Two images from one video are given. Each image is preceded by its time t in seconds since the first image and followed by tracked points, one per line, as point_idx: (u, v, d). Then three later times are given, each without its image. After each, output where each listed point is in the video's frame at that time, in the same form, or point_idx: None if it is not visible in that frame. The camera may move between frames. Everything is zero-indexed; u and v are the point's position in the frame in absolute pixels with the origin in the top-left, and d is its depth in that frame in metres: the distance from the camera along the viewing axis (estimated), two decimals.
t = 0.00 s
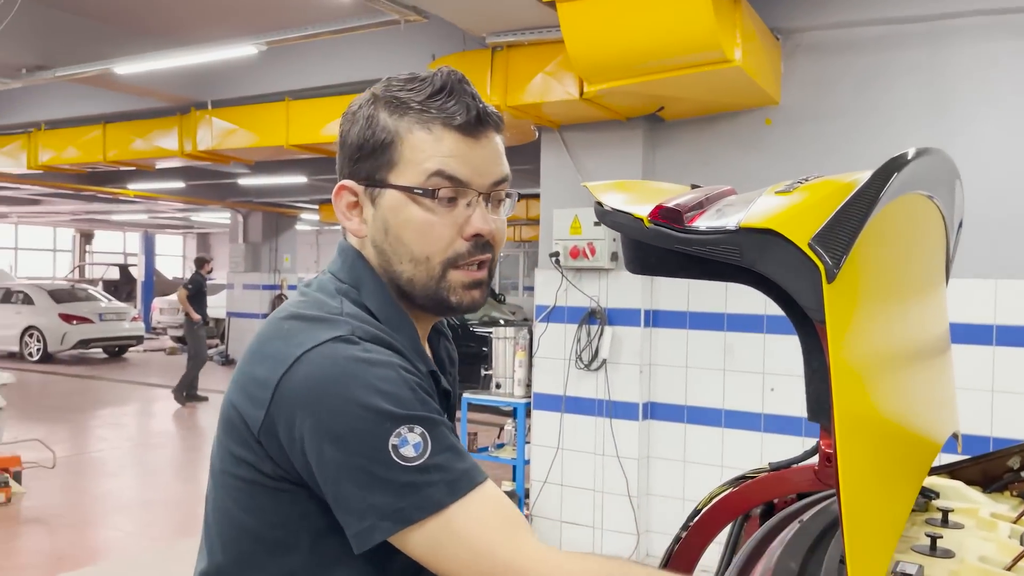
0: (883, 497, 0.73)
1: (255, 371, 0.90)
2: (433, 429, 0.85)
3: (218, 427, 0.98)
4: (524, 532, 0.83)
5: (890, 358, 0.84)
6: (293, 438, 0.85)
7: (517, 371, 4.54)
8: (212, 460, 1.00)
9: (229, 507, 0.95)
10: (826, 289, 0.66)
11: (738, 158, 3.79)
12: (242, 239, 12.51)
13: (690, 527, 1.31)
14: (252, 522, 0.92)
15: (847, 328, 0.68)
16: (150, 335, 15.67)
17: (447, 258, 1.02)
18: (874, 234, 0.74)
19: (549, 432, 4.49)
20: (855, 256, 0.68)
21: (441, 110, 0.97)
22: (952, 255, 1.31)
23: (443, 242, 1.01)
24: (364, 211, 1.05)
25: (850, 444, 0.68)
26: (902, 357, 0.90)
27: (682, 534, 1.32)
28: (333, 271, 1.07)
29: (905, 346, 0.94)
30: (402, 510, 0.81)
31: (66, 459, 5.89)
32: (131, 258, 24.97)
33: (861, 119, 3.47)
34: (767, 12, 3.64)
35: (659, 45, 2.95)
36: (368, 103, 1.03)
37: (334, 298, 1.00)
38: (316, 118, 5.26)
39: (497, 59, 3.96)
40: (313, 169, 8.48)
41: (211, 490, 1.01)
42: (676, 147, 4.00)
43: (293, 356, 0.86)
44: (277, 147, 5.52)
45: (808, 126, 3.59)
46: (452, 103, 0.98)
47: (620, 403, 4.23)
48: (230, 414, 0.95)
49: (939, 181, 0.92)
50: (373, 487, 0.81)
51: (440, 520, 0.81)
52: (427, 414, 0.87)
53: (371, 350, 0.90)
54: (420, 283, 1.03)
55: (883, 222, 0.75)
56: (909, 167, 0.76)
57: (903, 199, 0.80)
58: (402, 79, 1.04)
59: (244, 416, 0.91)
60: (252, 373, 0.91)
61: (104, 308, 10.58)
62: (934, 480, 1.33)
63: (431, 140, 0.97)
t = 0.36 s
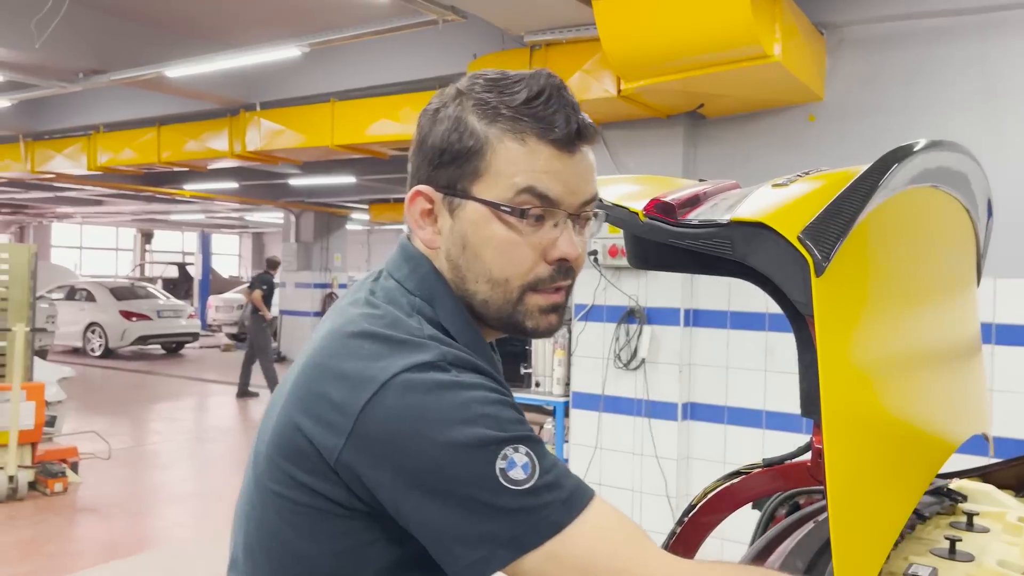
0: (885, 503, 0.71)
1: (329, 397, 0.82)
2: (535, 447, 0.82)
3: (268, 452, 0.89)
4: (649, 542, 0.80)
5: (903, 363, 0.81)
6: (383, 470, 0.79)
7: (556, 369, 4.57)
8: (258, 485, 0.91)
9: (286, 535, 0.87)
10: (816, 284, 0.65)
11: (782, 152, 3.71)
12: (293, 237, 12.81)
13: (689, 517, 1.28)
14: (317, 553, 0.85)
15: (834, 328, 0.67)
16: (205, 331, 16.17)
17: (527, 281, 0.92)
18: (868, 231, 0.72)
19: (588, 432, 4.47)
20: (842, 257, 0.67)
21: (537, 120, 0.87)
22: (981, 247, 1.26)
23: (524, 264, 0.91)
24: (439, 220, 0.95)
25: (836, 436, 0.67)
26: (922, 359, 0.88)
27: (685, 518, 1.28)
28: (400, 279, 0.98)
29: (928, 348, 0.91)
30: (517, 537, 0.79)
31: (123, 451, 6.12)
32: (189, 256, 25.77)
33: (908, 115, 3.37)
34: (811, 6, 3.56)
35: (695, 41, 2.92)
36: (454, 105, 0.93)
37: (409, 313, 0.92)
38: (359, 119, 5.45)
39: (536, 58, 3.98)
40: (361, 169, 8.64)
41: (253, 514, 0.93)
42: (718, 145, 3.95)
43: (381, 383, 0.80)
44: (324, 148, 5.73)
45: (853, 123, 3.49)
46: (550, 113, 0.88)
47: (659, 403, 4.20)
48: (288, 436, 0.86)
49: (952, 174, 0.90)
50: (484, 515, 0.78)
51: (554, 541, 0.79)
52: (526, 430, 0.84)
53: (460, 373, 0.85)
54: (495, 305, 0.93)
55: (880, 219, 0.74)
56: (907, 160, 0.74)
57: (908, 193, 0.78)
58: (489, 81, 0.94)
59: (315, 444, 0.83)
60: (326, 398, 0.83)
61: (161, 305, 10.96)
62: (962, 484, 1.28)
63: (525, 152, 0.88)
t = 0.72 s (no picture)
0: (859, 497, 0.75)
1: (324, 403, 0.85)
2: (520, 462, 0.83)
3: (266, 455, 0.92)
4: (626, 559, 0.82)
5: (882, 365, 0.85)
6: (371, 476, 0.80)
7: (590, 369, 4.63)
8: (256, 483, 0.94)
9: (280, 536, 0.90)
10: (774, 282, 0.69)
11: (816, 150, 3.65)
12: (338, 240, 13.08)
13: (666, 505, 1.25)
14: (314, 553, 0.88)
15: (788, 324, 0.72)
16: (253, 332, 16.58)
17: (518, 295, 0.95)
18: (827, 236, 0.77)
19: (620, 432, 4.48)
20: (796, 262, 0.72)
21: (539, 136, 0.90)
22: (986, 249, 1.29)
23: (516, 277, 0.94)
24: (439, 226, 0.99)
25: (793, 432, 0.71)
26: (912, 362, 0.91)
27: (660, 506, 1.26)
28: (400, 285, 1.01)
29: (924, 350, 0.95)
30: (498, 550, 0.79)
31: (172, 447, 6.35)
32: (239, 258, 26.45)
33: (944, 112, 3.32)
34: (842, 4, 3.55)
35: (722, 42, 2.93)
36: (463, 116, 0.96)
37: (404, 322, 0.95)
38: (395, 124, 5.55)
39: (565, 61, 4.02)
40: (400, 172, 8.79)
41: (253, 518, 0.95)
42: (750, 145, 3.93)
43: (373, 391, 0.81)
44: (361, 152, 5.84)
45: (888, 120, 3.44)
46: (554, 131, 0.91)
47: (691, 402, 4.19)
48: (285, 438, 0.89)
49: (937, 177, 0.94)
50: (467, 528, 0.79)
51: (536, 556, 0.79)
52: (512, 446, 0.84)
53: (451, 384, 0.86)
54: (486, 315, 0.96)
55: (839, 226, 0.78)
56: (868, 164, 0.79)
57: (872, 200, 0.82)
58: (502, 95, 0.96)
59: (309, 447, 0.85)
60: (320, 403, 0.85)
61: (212, 307, 11.31)
62: (969, 481, 1.30)
63: (522, 167, 0.90)
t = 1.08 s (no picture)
0: (833, 482, 0.79)
1: (289, 379, 0.93)
2: (471, 420, 0.89)
3: (248, 436, 1.01)
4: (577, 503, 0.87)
5: (876, 368, 0.88)
6: (336, 441, 0.88)
7: (615, 369, 4.65)
8: (243, 463, 1.02)
9: (263, 507, 0.98)
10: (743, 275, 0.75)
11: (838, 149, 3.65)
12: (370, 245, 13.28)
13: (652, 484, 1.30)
14: (296, 519, 0.96)
15: (761, 319, 0.75)
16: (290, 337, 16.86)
17: (462, 271, 1.04)
18: (806, 231, 0.80)
19: (644, 430, 4.50)
20: (773, 252, 0.76)
21: (469, 123, 0.99)
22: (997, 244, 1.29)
23: (460, 255, 1.03)
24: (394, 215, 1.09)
25: (763, 419, 0.74)
26: (907, 360, 0.94)
27: (646, 486, 1.31)
28: (364, 273, 1.11)
29: (920, 350, 0.97)
30: (456, 499, 0.85)
31: (209, 448, 6.52)
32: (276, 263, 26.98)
33: (967, 108, 3.30)
34: (861, 4, 3.55)
35: (737, 43, 2.96)
36: (407, 111, 1.06)
37: (364, 304, 1.04)
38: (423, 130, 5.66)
39: (586, 65, 4.07)
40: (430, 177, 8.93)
41: (240, 496, 1.04)
42: (771, 145, 3.94)
43: (329, 363, 0.89)
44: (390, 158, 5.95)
45: (910, 117, 3.43)
46: (483, 117, 0.99)
47: (715, 401, 4.20)
48: (263, 418, 0.97)
49: (938, 170, 0.96)
50: (425, 481, 0.86)
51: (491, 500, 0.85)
52: (464, 405, 0.91)
53: (403, 353, 0.94)
54: (437, 294, 1.05)
55: (823, 217, 0.81)
56: (852, 157, 0.81)
57: (861, 191, 0.85)
58: (443, 90, 1.06)
59: (281, 422, 0.93)
60: (287, 381, 0.93)
61: (248, 311, 11.51)
62: (971, 472, 1.32)
63: (455, 152, 1.00)
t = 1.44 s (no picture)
0: (835, 496, 0.80)
1: (274, 385, 1.00)
2: (428, 424, 0.92)
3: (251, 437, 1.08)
4: (524, 506, 0.87)
5: (900, 370, 0.91)
6: (309, 441, 0.93)
7: (640, 377, 4.65)
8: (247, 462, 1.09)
9: (259, 501, 1.04)
10: (748, 296, 0.77)
11: (861, 157, 3.63)
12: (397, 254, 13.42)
13: (666, 495, 1.32)
14: (281, 515, 1.02)
15: (766, 337, 0.76)
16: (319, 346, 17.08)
17: (435, 282, 1.11)
18: (815, 247, 0.81)
19: (669, 438, 4.49)
20: (782, 270, 0.78)
21: (433, 146, 1.07)
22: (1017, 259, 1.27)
23: (432, 267, 1.11)
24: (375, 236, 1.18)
25: (768, 434, 0.75)
26: (928, 372, 0.95)
27: (659, 499, 1.33)
28: (355, 288, 1.19)
29: (943, 356, 0.99)
30: (407, 496, 0.88)
31: (239, 456, 6.62)
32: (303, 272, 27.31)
33: (992, 114, 3.28)
34: (882, 11, 3.55)
35: (758, 54, 2.97)
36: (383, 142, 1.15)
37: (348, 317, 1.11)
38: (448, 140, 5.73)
39: (607, 77, 4.09)
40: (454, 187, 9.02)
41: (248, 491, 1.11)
42: (793, 152, 3.93)
43: (305, 369, 0.95)
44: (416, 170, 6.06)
45: (934, 124, 3.41)
46: (445, 140, 1.07)
47: (739, 409, 4.18)
48: (258, 421, 1.04)
49: (952, 188, 0.96)
50: (381, 480, 0.89)
51: (437, 500, 0.87)
52: (426, 411, 0.94)
53: (372, 362, 0.99)
54: (414, 304, 1.12)
55: (833, 235, 0.82)
56: (861, 178, 0.83)
57: (877, 208, 0.87)
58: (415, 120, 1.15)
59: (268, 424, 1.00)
60: (273, 386, 1.00)
61: (278, 320, 11.63)
62: (991, 484, 1.32)
63: (422, 174, 1.08)
